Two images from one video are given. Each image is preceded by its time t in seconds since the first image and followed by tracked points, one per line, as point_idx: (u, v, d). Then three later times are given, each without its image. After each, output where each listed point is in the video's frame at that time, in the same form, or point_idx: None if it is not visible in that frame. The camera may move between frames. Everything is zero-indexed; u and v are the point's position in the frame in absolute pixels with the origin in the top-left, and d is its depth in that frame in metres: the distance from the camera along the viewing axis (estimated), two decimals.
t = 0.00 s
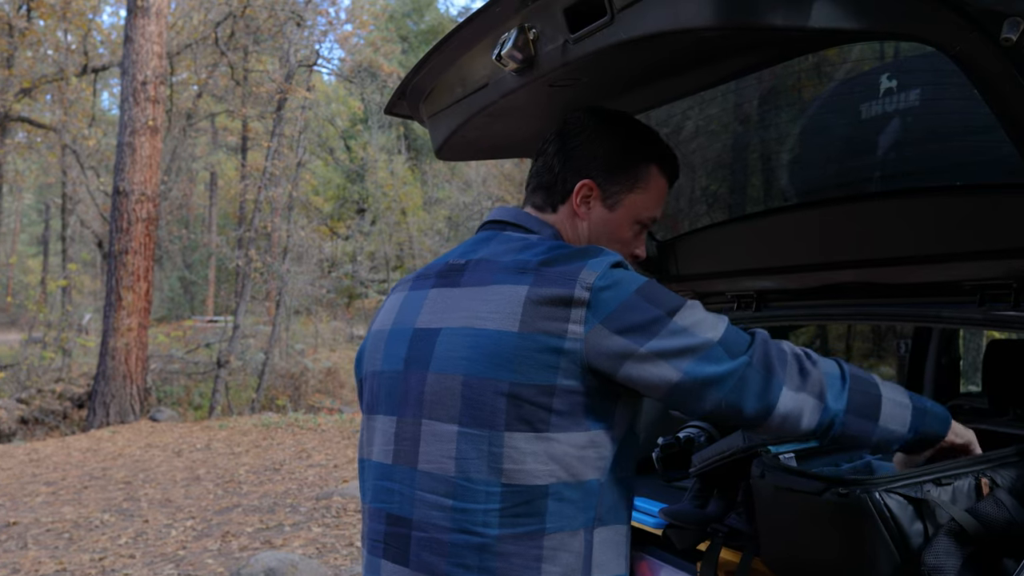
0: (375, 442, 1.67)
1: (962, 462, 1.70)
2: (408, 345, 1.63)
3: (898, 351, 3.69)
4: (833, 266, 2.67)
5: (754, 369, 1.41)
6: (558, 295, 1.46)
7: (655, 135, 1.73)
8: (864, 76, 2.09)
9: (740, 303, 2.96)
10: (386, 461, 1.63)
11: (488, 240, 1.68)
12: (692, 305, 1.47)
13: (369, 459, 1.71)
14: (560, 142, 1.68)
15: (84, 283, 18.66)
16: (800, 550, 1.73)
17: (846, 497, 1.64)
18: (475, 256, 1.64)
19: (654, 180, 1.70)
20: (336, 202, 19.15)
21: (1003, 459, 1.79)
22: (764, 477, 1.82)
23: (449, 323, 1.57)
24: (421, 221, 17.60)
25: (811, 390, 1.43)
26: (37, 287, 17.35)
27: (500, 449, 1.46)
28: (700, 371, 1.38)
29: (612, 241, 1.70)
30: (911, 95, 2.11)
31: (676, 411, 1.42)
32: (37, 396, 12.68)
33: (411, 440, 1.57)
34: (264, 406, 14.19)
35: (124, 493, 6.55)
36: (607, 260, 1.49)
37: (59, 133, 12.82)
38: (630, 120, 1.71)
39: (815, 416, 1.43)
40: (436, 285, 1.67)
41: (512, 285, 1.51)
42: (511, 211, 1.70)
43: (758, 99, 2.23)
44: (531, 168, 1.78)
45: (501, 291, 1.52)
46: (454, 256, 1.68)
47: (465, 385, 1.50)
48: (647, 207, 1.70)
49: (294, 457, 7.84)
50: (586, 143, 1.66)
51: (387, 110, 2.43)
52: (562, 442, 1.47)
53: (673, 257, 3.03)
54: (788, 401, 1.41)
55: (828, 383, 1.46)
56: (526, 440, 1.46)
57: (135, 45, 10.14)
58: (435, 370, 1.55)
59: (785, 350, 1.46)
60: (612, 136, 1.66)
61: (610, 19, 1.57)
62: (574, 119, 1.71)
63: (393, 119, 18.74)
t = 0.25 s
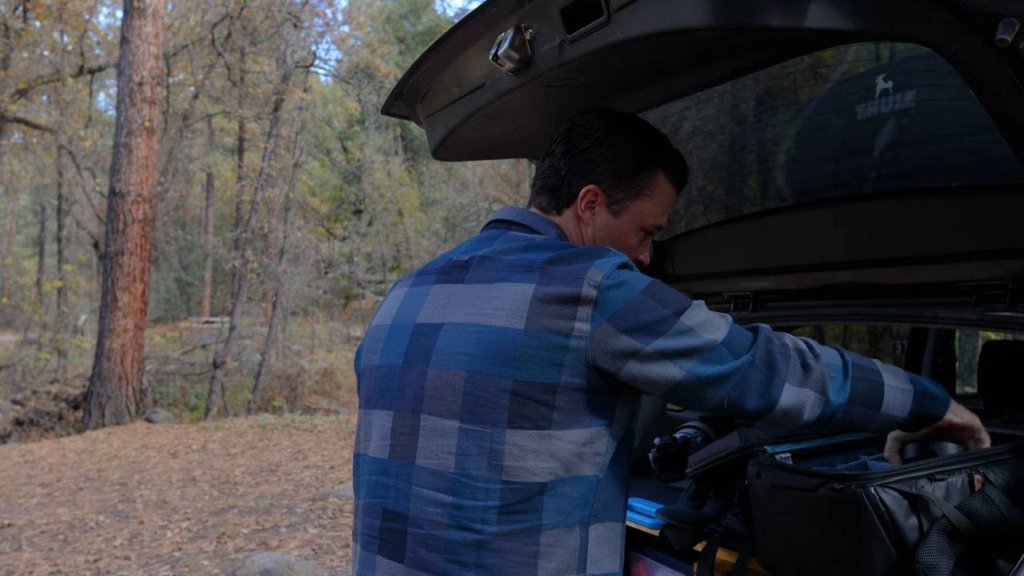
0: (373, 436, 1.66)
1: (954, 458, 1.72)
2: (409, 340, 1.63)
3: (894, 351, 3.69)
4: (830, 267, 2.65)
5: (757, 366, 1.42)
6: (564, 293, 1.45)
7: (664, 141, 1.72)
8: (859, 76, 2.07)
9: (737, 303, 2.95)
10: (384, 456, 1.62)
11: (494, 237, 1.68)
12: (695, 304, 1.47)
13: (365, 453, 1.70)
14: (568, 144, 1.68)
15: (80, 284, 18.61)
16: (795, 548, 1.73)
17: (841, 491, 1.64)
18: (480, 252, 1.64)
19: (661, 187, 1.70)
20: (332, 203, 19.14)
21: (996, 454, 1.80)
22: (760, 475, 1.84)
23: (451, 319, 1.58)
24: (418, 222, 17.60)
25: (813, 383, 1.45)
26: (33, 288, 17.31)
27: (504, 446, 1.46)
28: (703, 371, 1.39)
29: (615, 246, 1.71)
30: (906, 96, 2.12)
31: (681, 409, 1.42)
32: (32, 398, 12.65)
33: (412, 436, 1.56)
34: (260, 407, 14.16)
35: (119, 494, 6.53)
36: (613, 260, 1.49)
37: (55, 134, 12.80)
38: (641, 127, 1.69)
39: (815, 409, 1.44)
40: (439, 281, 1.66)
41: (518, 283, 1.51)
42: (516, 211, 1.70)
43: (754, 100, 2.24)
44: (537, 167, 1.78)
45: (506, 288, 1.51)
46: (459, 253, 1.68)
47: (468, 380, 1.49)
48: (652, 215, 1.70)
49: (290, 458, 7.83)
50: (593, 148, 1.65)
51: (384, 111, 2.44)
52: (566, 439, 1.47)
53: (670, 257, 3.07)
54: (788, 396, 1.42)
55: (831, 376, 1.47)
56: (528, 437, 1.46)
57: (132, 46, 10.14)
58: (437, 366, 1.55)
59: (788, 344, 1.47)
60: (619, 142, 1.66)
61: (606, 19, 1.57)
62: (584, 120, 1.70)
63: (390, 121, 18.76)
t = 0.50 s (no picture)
0: (365, 431, 1.66)
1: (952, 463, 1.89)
2: (400, 338, 1.63)
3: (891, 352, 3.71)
4: (828, 267, 2.65)
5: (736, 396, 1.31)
6: (545, 293, 1.43)
7: (668, 146, 1.69)
8: (858, 76, 2.06)
9: (735, 303, 2.99)
10: (375, 453, 1.63)
11: (488, 236, 1.67)
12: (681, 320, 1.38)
13: (358, 449, 1.70)
14: (575, 144, 1.66)
15: (77, 284, 18.58)
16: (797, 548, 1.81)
17: (840, 494, 1.77)
18: (472, 251, 1.63)
19: (663, 193, 1.68)
20: (330, 203, 19.14)
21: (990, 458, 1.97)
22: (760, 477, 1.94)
23: (439, 319, 1.57)
24: (416, 222, 17.60)
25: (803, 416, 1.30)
26: (30, 288, 17.29)
27: (483, 446, 1.45)
28: (673, 397, 1.31)
29: (616, 250, 1.68)
30: (903, 97, 2.11)
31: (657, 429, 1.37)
32: (29, 398, 12.64)
33: (401, 432, 1.56)
34: (258, 407, 14.14)
35: (116, 495, 6.52)
36: (601, 260, 1.45)
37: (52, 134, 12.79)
38: (647, 131, 1.66)
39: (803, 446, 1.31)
40: (432, 280, 1.66)
41: (501, 282, 1.50)
42: (514, 210, 1.69)
43: (752, 100, 2.24)
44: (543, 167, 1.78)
45: (491, 287, 1.51)
46: (452, 253, 1.67)
47: (450, 378, 1.49)
48: (654, 219, 1.67)
49: (287, 458, 7.83)
50: (600, 150, 1.63)
51: (382, 110, 2.43)
52: (546, 445, 1.44)
53: (667, 257, 3.03)
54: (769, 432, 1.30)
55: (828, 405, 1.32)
56: (509, 439, 1.44)
57: (129, 46, 10.13)
58: (424, 365, 1.55)
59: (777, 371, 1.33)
60: (625, 145, 1.63)
61: (603, 19, 1.57)
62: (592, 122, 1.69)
63: (388, 121, 18.76)
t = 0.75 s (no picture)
0: (347, 428, 1.57)
1: (951, 462, 1.89)
2: (371, 337, 1.53)
3: (889, 352, 3.71)
4: (825, 266, 2.68)
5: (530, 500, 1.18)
6: (468, 312, 1.29)
7: (653, 134, 1.51)
8: (857, 76, 2.02)
9: (732, 303, 3.02)
10: (355, 450, 1.54)
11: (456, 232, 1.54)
12: (552, 402, 1.20)
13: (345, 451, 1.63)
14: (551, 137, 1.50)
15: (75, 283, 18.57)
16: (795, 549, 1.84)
17: (837, 494, 1.78)
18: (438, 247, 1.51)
19: (649, 184, 1.49)
20: (328, 202, 19.15)
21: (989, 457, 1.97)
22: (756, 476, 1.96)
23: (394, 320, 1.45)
24: (414, 222, 17.60)
25: (568, 544, 1.17)
26: (27, 286, 17.27)
27: (413, 454, 1.34)
28: (501, 458, 1.22)
29: (598, 248, 1.50)
30: (902, 96, 2.06)
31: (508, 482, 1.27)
32: (26, 397, 12.62)
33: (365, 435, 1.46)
34: (256, 406, 14.13)
35: (113, 494, 6.51)
36: (528, 289, 1.28)
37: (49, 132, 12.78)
38: (628, 122, 1.49)
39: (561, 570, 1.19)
40: (401, 281, 1.55)
41: (440, 286, 1.37)
42: (488, 210, 1.54)
43: (750, 100, 2.21)
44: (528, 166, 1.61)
45: (435, 290, 1.37)
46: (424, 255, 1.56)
47: (395, 386, 1.37)
48: (637, 212, 1.48)
49: (285, 458, 7.82)
50: (576, 144, 1.47)
51: (379, 109, 2.43)
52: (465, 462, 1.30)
53: (666, 256, 3.12)
54: (537, 548, 1.19)
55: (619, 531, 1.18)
56: (432, 454, 1.32)
57: (127, 45, 10.10)
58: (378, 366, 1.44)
59: (578, 493, 1.17)
60: (606, 134, 1.47)
61: (601, 18, 1.57)
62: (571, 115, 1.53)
63: (386, 120, 18.77)
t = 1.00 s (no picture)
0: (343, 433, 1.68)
1: (947, 462, 1.88)
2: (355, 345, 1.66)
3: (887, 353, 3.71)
4: (824, 267, 2.67)
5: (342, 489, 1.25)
6: (375, 318, 1.38)
7: (608, 127, 1.51)
8: (855, 76, 2.01)
9: (731, 303, 3.02)
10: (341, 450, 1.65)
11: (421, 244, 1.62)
12: (397, 406, 1.24)
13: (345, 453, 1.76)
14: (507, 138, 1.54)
15: (72, 282, 18.52)
16: (792, 549, 1.87)
17: (834, 495, 1.79)
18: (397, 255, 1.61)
19: (604, 178, 1.49)
20: (326, 202, 19.14)
21: (986, 458, 1.96)
22: (754, 476, 1.99)
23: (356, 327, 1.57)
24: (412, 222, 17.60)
25: (349, 536, 1.23)
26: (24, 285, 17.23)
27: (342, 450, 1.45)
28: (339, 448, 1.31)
29: (554, 244, 1.49)
30: (900, 96, 2.06)
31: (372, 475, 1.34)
32: (23, 397, 12.60)
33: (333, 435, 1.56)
34: (253, 405, 14.11)
35: (110, 494, 6.49)
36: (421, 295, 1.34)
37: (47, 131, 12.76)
38: (581, 116, 1.49)
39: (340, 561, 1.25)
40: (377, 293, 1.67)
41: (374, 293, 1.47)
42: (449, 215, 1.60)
43: (748, 100, 2.21)
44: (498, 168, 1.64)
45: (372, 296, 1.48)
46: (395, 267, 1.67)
47: (339, 391, 1.48)
48: (591, 205, 1.47)
49: (282, 457, 7.81)
50: (525, 139, 1.49)
51: (377, 108, 2.42)
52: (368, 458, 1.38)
53: (665, 257, 3.12)
54: (331, 532, 1.26)
55: (388, 551, 1.20)
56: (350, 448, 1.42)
57: (124, 44, 10.08)
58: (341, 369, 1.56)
59: (372, 498, 1.21)
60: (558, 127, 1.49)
61: (601, 17, 1.58)
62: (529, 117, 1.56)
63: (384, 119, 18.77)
